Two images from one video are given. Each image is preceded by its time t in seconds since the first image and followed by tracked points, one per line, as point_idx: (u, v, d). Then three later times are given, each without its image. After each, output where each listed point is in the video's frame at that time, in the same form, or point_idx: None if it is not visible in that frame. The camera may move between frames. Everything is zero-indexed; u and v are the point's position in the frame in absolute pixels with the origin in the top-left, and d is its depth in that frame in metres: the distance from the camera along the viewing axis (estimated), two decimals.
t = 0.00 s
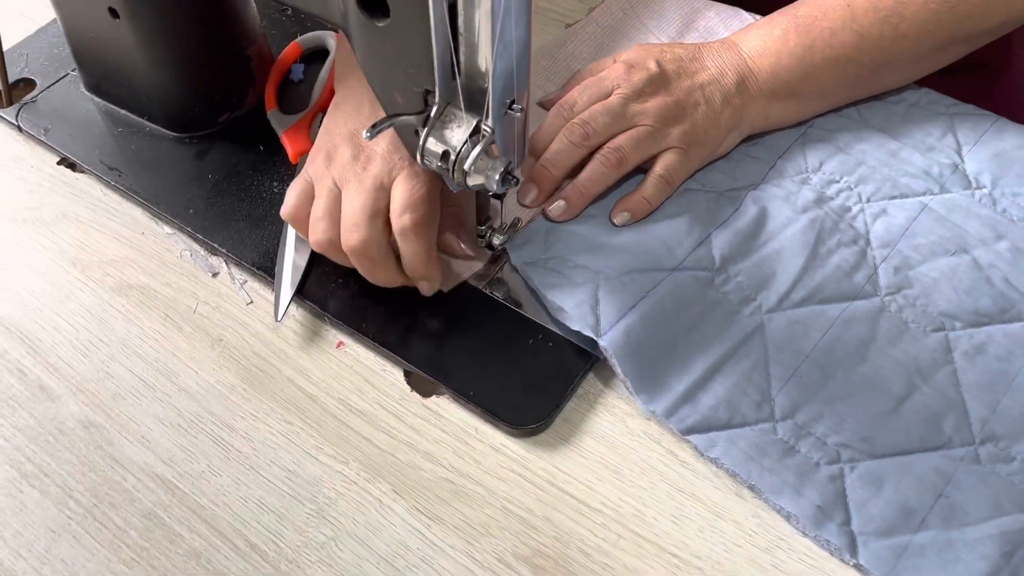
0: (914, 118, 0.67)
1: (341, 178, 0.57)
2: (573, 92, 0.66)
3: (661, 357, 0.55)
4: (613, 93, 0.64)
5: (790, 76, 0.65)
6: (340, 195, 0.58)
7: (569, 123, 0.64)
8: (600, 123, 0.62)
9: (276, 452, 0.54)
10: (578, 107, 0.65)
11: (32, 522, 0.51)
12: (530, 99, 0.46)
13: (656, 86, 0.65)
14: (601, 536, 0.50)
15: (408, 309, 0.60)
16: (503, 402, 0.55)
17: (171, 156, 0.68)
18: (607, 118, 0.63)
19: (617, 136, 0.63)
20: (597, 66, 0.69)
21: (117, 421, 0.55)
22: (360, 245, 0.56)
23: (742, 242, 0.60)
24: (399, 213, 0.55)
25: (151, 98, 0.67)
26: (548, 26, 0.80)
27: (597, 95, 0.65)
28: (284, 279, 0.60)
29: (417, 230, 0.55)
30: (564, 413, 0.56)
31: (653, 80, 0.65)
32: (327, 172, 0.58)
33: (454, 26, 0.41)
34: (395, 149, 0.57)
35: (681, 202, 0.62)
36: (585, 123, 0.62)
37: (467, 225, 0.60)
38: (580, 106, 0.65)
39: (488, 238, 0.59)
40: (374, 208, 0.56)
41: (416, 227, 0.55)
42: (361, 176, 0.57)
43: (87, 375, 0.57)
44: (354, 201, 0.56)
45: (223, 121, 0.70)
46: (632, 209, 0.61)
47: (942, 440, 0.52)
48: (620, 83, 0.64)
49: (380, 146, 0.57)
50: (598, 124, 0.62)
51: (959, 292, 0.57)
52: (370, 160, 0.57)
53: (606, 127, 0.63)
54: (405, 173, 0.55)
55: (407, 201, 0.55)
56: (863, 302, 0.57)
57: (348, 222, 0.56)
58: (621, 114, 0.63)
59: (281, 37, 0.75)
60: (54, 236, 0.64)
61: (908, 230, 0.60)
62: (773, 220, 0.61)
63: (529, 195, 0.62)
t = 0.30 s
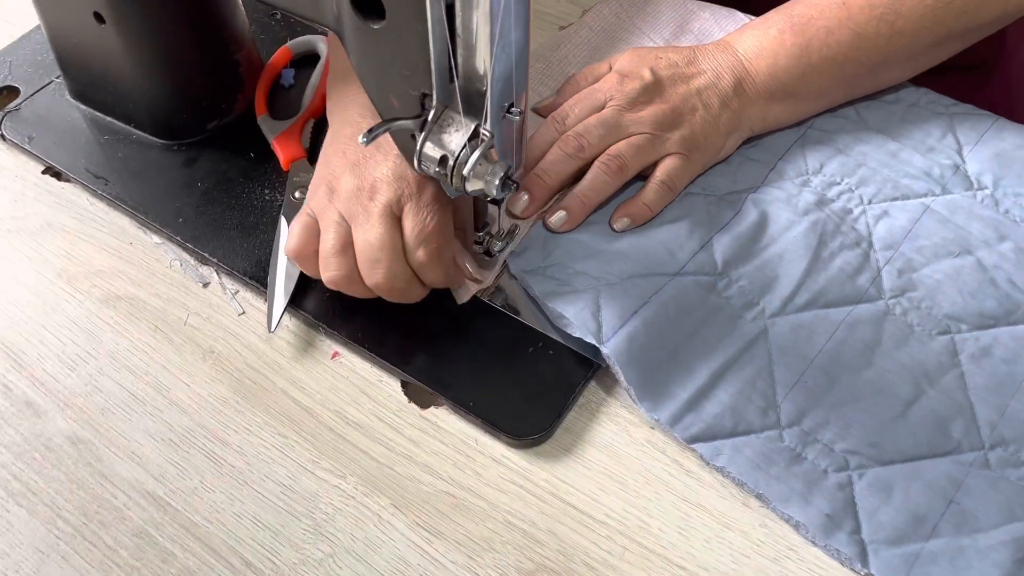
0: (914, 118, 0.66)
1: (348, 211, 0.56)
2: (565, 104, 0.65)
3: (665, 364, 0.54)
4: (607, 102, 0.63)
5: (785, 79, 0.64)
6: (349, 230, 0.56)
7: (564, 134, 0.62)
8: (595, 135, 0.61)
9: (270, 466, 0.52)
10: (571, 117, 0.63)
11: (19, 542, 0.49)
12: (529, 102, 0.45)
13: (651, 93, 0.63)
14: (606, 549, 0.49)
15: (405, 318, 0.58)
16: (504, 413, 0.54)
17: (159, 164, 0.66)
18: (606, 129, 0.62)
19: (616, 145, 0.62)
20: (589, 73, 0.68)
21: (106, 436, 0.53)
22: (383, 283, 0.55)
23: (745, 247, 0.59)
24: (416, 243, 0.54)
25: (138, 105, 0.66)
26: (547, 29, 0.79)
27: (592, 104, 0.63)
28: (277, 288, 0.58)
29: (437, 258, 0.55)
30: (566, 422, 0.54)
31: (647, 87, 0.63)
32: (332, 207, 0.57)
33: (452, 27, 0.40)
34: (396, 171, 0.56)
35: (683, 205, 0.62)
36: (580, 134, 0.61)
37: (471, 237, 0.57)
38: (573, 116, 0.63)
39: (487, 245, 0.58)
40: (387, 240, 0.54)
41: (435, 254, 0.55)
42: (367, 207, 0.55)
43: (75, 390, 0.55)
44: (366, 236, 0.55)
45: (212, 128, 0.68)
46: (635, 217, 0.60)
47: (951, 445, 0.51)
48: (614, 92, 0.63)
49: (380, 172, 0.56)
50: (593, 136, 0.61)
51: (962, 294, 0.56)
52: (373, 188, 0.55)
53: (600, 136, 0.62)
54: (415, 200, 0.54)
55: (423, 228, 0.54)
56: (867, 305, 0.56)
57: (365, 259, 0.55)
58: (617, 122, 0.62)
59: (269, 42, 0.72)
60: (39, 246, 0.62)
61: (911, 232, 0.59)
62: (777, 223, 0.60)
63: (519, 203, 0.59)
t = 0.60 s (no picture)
0: (911, 122, 0.66)
1: (280, 178, 0.53)
2: (558, 113, 0.64)
3: (664, 374, 0.53)
4: (603, 110, 0.62)
5: (782, 83, 0.64)
6: (281, 197, 0.53)
7: (558, 143, 0.62)
8: (588, 144, 0.61)
9: (262, 483, 0.51)
10: (566, 125, 0.62)
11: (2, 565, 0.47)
12: (524, 107, 0.45)
13: (646, 101, 0.63)
14: (608, 563, 0.48)
15: (398, 328, 0.57)
16: (501, 425, 0.52)
17: (146, 174, 0.65)
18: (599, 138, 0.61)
19: (611, 153, 0.61)
20: (584, 80, 0.67)
21: (92, 454, 0.52)
22: (299, 252, 0.53)
23: (743, 253, 0.58)
24: (334, 213, 0.50)
25: (124, 114, 0.64)
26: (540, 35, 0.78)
27: (586, 112, 0.63)
28: (267, 299, 0.57)
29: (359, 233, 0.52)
30: (565, 433, 0.53)
31: (643, 94, 0.63)
32: (270, 174, 0.54)
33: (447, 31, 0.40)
34: (331, 137, 0.51)
35: (680, 211, 0.61)
36: (574, 144, 0.61)
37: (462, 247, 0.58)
38: (566, 125, 0.62)
39: (480, 253, 0.57)
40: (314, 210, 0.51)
41: (354, 228, 0.51)
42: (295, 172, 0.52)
43: (60, 406, 0.54)
44: (291, 202, 0.51)
45: (200, 137, 0.67)
46: (631, 223, 0.59)
47: (956, 453, 0.50)
48: (609, 100, 0.63)
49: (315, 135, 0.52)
50: (587, 145, 0.61)
51: (964, 298, 0.56)
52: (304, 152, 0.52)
53: (593, 145, 0.61)
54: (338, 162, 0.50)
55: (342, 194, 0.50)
56: (868, 311, 0.56)
57: (286, 225, 0.52)
58: (612, 131, 0.61)
59: (258, 50, 0.71)
60: (23, 259, 0.61)
61: (911, 237, 0.59)
62: (775, 229, 0.59)
63: (509, 210, 0.58)
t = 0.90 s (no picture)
0: (906, 133, 0.65)
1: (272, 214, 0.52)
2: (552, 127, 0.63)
3: (660, 393, 0.52)
4: (597, 126, 0.62)
5: (778, 96, 0.63)
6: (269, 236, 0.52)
7: (552, 159, 0.61)
8: (582, 160, 0.60)
9: (247, 511, 0.49)
10: (559, 141, 0.61)
11: None
12: (514, 121, 0.44)
13: (642, 117, 0.62)
14: None
15: (387, 349, 0.55)
16: (493, 447, 0.51)
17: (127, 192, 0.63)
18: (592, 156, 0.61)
19: (606, 170, 0.60)
20: (578, 94, 0.66)
21: (69, 482, 0.50)
22: (285, 296, 0.51)
23: (740, 268, 0.57)
24: (329, 260, 0.50)
25: (104, 131, 0.63)
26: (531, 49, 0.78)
27: (580, 128, 0.62)
28: (252, 319, 0.55)
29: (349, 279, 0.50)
30: (560, 456, 0.52)
31: (638, 110, 0.62)
32: (259, 208, 0.53)
33: (435, 44, 0.39)
34: (332, 181, 0.51)
35: (674, 225, 0.60)
36: (568, 162, 0.60)
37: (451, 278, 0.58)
38: (558, 141, 0.61)
39: (471, 270, 0.56)
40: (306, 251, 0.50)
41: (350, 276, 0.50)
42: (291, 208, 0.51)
43: (36, 433, 0.52)
44: (283, 241, 0.50)
45: (182, 154, 0.65)
46: (626, 240, 0.58)
47: (962, 472, 0.49)
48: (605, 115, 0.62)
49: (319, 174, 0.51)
50: (581, 161, 0.60)
51: (965, 312, 0.55)
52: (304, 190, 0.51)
53: (588, 161, 0.60)
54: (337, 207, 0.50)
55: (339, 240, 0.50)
56: (868, 326, 0.54)
57: (274, 267, 0.50)
58: (608, 148, 0.61)
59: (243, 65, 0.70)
60: None
61: (909, 250, 0.58)
62: (772, 242, 0.58)
63: (502, 226, 0.58)
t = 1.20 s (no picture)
0: (909, 147, 0.64)
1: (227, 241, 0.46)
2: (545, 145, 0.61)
3: (660, 419, 0.50)
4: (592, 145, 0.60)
5: (778, 110, 0.61)
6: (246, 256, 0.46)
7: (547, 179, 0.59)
8: (578, 180, 0.58)
9: (227, 547, 0.46)
10: (553, 161, 0.60)
11: None
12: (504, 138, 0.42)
13: (639, 134, 0.60)
14: None
15: (375, 375, 0.53)
16: (486, 478, 0.48)
17: (105, 214, 0.61)
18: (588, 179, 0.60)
19: (603, 189, 0.59)
20: (571, 111, 0.65)
21: (39, 519, 0.47)
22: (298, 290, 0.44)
23: (740, 287, 0.55)
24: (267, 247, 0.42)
25: (82, 151, 0.61)
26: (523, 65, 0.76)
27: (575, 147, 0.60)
28: (234, 345, 0.53)
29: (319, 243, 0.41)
30: (556, 486, 0.49)
31: (635, 127, 0.60)
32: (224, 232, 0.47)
33: (421, 55, 0.37)
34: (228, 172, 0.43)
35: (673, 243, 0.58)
36: (563, 181, 0.58)
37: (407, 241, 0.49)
38: (550, 161, 0.60)
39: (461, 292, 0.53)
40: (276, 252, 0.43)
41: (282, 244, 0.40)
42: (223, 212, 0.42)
43: (5, 467, 0.49)
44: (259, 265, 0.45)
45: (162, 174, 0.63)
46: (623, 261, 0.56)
47: (976, 498, 0.47)
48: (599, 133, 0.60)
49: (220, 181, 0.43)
50: (577, 180, 0.58)
51: (974, 331, 0.53)
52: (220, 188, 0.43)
53: (582, 180, 0.58)
54: (247, 188, 0.42)
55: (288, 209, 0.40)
56: (874, 346, 0.52)
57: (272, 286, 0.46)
58: (604, 167, 0.59)
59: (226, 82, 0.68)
60: None
61: (915, 267, 0.56)
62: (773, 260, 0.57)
63: (494, 248, 0.55)
